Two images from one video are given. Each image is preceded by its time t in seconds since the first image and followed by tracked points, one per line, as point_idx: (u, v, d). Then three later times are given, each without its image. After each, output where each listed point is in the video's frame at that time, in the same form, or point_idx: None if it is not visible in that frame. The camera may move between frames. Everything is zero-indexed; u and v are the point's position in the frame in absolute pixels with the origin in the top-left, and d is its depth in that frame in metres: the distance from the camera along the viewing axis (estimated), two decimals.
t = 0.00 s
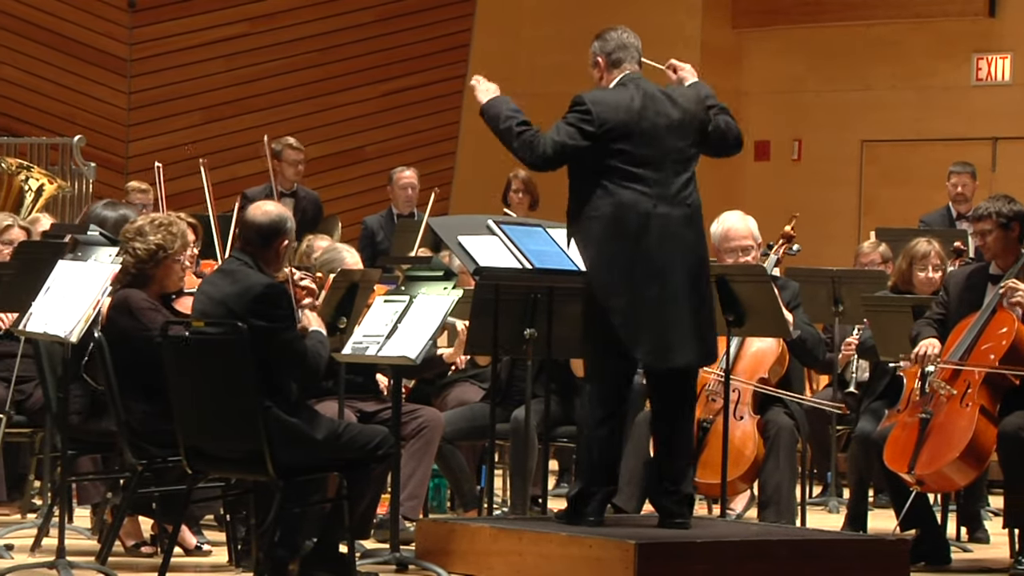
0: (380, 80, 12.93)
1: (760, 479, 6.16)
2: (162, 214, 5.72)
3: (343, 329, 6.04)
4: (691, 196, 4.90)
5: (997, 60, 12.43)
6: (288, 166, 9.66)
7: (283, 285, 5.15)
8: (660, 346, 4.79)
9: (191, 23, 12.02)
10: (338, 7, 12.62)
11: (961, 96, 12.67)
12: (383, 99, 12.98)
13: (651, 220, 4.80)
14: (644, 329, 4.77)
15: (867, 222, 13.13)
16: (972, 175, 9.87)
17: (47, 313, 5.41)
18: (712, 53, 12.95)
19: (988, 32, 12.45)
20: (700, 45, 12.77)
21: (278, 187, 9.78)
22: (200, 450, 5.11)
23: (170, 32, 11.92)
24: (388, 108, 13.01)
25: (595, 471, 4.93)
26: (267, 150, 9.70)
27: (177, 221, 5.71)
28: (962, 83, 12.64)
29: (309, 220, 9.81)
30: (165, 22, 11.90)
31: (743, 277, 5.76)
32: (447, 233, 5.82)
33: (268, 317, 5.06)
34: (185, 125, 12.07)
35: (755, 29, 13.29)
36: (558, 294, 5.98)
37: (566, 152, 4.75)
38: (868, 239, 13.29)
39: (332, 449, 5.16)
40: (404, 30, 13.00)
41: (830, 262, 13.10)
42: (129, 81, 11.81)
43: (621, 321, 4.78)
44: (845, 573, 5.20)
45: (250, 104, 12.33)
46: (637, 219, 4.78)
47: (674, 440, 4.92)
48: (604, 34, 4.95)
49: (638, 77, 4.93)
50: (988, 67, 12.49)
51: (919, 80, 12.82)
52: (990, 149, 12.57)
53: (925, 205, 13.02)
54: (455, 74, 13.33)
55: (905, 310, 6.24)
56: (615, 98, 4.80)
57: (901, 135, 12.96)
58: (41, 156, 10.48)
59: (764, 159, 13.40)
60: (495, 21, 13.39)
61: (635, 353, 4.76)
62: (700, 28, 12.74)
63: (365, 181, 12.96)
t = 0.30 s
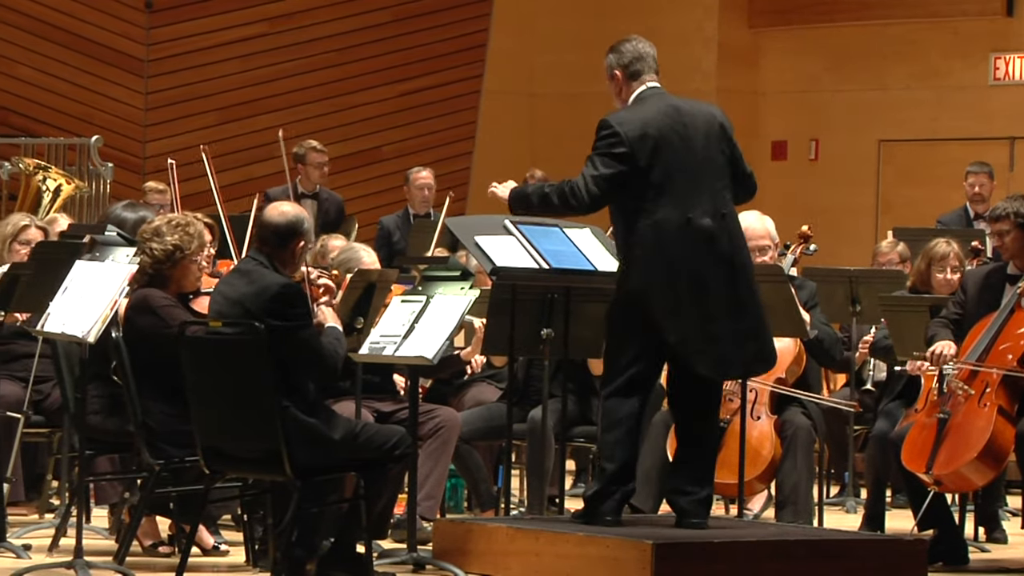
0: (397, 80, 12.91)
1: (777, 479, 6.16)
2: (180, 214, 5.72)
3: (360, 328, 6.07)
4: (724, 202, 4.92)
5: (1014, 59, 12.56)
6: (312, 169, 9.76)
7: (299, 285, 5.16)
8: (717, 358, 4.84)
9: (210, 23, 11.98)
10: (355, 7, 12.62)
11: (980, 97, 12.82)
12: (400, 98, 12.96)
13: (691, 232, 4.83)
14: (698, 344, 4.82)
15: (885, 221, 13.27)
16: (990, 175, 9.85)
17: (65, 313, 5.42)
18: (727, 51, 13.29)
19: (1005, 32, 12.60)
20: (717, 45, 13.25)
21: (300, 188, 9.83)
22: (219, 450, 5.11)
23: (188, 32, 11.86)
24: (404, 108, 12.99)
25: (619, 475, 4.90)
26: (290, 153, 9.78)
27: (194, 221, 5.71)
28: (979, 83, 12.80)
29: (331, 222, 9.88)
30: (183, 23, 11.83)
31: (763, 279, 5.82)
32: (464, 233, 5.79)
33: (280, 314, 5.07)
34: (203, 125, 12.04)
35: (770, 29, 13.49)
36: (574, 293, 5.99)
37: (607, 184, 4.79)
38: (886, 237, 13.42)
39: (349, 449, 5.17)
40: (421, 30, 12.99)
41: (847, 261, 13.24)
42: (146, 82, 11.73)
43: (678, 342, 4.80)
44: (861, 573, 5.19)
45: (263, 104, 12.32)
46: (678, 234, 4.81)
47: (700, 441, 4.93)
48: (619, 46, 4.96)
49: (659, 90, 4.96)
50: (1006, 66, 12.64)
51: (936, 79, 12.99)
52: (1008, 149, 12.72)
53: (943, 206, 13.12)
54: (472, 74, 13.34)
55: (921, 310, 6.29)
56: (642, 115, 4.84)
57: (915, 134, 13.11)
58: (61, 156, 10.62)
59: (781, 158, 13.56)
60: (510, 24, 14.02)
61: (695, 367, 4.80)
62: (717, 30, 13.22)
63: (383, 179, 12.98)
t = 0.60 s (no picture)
0: (420, 80, 12.96)
1: (799, 479, 6.14)
2: (201, 214, 5.72)
3: (382, 328, 6.05)
4: (739, 204, 4.92)
5: None
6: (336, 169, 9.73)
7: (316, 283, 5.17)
8: (693, 351, 4.82)
9: (233, 23, 12.09)
10: (379, 8, 12.71)
11: (1003, 97, 12.89)
12: (424, 99, 13.01)
13: (698, 223, 4.81)
14: (679, 333, 4.82)
15: (906, 221, 13.25)
16: (1012, 176, 9.83)
17: (87, 313, 5.43)
18: (748, 50, 13.16)
19: None
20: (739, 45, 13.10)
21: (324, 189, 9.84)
22: (238, 450, 5.13)
23: (210, 33, 11.98)
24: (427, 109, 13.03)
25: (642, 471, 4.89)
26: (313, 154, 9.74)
27: (216, 221, 5.72)
28: (1002, 82, 12.88)
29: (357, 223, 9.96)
30: (205, 23, 11.96)
31: (782, 278, 5.74)
32: (485, 233, 5.85)
33: (302, 317, 5.07)
34: (231, 125, 12.15)
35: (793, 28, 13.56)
36: (597, 293, 5.98)
37: (625, 146, 4.76)
38: (907, 238, 13.40)
39: (371, 449, 5.17)
40: (444, 29, 13.06)
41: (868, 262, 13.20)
42: (168, 83, 11.87)
43: (655, 325, 4.83)
44: (883, 573, 5.18)
45: (286, 104, 12.37)
46: (684, 222, 4.80)
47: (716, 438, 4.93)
48: (678, 27, 4.94)
49: (705, 79, 4.94)
50: None
51: (959, 79, 13.04)
52: None
53: (965, 205, 13.14)
54: (494, 74, 13.38)
55: (945, 309, 6.19)
56: (680, 97, 4.83)
57: (937, 134, 13.14)
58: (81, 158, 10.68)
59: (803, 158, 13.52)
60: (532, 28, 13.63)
61: (665, 356, 4.81)
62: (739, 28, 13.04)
63: (404, 180, 12.99)
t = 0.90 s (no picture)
0: (439, 83, 13.02)
1: (821, 478, 6.14)
2: (221, 214, 5.71)
3: (404, 328, 6.05)
4: (767, 211, 4.92)
5: None
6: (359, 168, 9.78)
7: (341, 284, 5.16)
8: (709, 353, 4.83)
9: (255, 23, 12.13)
10: (395, 8, 12.71)
11: None
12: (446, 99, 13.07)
13: (724, 228, 4.82)
14: (698, 334, 4.82)
15: (929, 221, 13.27)
16: None
17: (109, 313, 5.41)
18: (770, 50, 13.17)
19: None
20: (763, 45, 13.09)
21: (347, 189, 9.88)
22: (259, 449, 5.12)
23: (232, 33, 12.03)
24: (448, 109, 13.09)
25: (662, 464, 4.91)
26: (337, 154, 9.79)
27: (236, 221, 5.71)
28: None
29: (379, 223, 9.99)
30: (227, 23, 12.00)
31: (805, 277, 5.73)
32: (507, 233, 5.82)
33: (326, 316, 5.08)
34: (252, 125, 12.20)
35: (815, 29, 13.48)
36: (618, 294, 5.98)
37: (657, 147, 4.78)
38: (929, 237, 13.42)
39: (392, 449, 5.16)
40: (471, 27, 13.16)
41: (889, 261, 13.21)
42: (190, 83, 11.91)
43: (678, 326, 4.81)
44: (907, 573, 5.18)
45: (308, 105, 12.40)
46: (710, 225, 4.81)
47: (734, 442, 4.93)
48: (722, 30, 4.93)
49: (740, 83, 4.93)
50: None
51: (982, 78, 13.04)
52: None
53: (987, 204, 13.15)
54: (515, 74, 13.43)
55: (966, 308, 6.13)
56: (714, 98, 4.84)
57: (962, 133, 13.14)
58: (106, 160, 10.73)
59: (825, 159, 13.52)
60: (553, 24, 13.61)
61: (683, 357, 4.80)
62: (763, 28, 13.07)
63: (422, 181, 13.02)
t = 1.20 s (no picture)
0: (461, 81, 13.01)
1: (844, 479, 6.13)
2: (246, 214, 5.76)
3: (426, 329, 6.04)
4: (792, 208, 4.91)
5: None
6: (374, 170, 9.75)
7: (362, 284, 5.16)
8: (739, 351, 4.80)
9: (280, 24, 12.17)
10: (415, 10, 12.73)
11: None
12: (469, 98, 13.08)
13: (750, 224, 4.81)
14: (725, 332, 4.80)
15: (952, 220, 13.35)
16: None
17: (132, 313, 5.41)
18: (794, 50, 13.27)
19: None
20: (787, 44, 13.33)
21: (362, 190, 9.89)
22: (281, 449, 5.12)
23: (255, 33, 12.06)
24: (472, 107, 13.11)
25: (690, 462, 4.89)
26: (353, 155, 9.81)
27: (260, 221, 5.75)
28: None
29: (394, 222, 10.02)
30: (248, 24, 12.04)
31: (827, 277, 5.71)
32: (529, 234, 5.80)
33: (351, 316, 5.08)
34: (269, 125, 12.21)
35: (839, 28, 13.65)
36: (640, 294, 5.98)
37: (682, 140, 4.76)
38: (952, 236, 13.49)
39: (417, 449, 5.19)
40: (495, 27, 13.18)
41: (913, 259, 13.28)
42: (212, 84, 11.95)
43: (699, 323, 4.82)
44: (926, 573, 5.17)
45: (329, 104, 12.42)
46: (735, 221, 4.80)
47: (761, 438, 4.91)
48: (753, 25, 4.93)
49: (764, 81, 4.94)
50: None
51: (1007, 77, 13.14)
52: None
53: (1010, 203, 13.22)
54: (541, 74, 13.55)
55: (990, 307, 6.01)
56: (740, 94, 4.83)
57: (986, 132, 13.25)
58: (128, 160, 10.86)
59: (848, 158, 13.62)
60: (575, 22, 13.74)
61: (708, 355, 4.79)
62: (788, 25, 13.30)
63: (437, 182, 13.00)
